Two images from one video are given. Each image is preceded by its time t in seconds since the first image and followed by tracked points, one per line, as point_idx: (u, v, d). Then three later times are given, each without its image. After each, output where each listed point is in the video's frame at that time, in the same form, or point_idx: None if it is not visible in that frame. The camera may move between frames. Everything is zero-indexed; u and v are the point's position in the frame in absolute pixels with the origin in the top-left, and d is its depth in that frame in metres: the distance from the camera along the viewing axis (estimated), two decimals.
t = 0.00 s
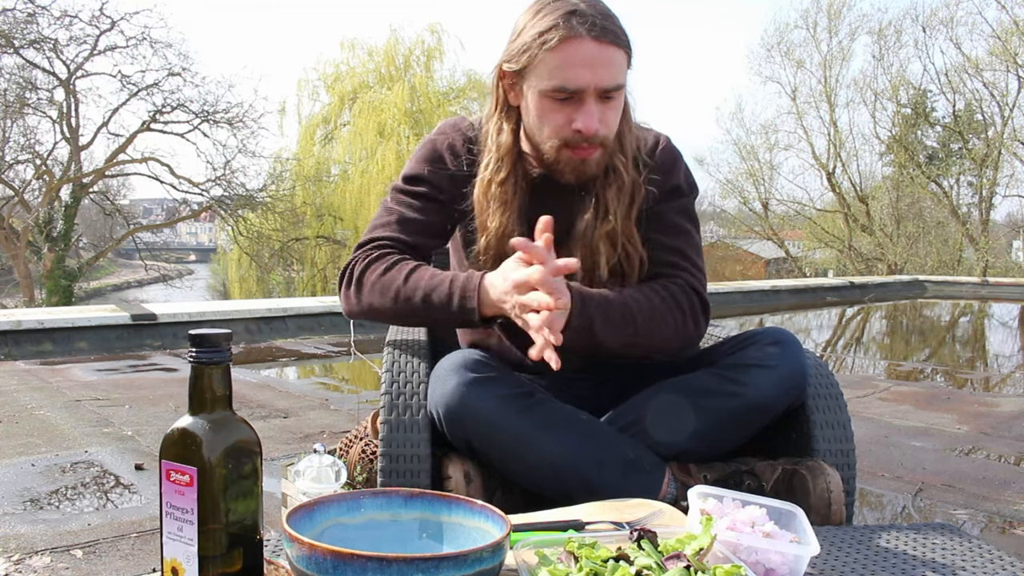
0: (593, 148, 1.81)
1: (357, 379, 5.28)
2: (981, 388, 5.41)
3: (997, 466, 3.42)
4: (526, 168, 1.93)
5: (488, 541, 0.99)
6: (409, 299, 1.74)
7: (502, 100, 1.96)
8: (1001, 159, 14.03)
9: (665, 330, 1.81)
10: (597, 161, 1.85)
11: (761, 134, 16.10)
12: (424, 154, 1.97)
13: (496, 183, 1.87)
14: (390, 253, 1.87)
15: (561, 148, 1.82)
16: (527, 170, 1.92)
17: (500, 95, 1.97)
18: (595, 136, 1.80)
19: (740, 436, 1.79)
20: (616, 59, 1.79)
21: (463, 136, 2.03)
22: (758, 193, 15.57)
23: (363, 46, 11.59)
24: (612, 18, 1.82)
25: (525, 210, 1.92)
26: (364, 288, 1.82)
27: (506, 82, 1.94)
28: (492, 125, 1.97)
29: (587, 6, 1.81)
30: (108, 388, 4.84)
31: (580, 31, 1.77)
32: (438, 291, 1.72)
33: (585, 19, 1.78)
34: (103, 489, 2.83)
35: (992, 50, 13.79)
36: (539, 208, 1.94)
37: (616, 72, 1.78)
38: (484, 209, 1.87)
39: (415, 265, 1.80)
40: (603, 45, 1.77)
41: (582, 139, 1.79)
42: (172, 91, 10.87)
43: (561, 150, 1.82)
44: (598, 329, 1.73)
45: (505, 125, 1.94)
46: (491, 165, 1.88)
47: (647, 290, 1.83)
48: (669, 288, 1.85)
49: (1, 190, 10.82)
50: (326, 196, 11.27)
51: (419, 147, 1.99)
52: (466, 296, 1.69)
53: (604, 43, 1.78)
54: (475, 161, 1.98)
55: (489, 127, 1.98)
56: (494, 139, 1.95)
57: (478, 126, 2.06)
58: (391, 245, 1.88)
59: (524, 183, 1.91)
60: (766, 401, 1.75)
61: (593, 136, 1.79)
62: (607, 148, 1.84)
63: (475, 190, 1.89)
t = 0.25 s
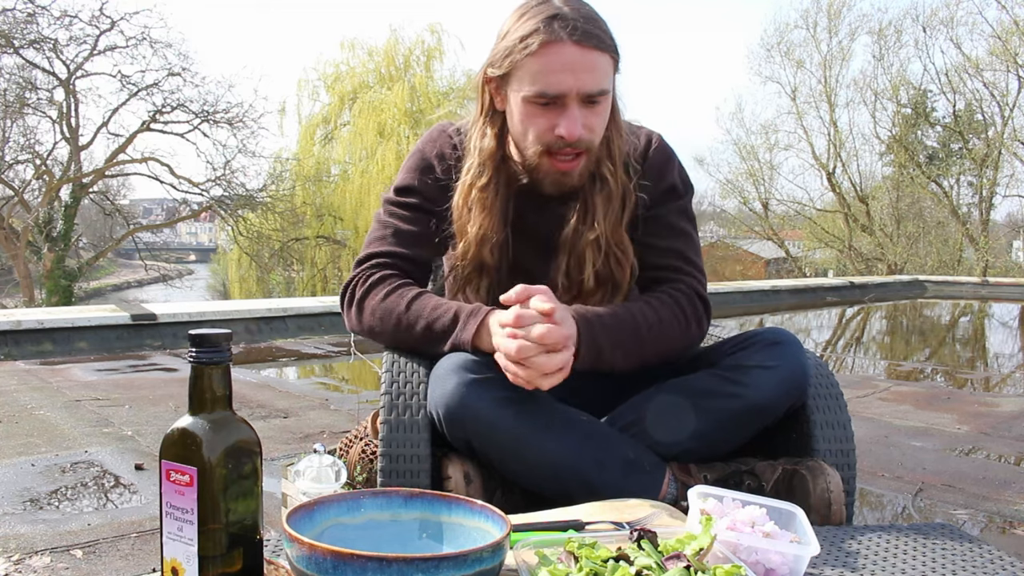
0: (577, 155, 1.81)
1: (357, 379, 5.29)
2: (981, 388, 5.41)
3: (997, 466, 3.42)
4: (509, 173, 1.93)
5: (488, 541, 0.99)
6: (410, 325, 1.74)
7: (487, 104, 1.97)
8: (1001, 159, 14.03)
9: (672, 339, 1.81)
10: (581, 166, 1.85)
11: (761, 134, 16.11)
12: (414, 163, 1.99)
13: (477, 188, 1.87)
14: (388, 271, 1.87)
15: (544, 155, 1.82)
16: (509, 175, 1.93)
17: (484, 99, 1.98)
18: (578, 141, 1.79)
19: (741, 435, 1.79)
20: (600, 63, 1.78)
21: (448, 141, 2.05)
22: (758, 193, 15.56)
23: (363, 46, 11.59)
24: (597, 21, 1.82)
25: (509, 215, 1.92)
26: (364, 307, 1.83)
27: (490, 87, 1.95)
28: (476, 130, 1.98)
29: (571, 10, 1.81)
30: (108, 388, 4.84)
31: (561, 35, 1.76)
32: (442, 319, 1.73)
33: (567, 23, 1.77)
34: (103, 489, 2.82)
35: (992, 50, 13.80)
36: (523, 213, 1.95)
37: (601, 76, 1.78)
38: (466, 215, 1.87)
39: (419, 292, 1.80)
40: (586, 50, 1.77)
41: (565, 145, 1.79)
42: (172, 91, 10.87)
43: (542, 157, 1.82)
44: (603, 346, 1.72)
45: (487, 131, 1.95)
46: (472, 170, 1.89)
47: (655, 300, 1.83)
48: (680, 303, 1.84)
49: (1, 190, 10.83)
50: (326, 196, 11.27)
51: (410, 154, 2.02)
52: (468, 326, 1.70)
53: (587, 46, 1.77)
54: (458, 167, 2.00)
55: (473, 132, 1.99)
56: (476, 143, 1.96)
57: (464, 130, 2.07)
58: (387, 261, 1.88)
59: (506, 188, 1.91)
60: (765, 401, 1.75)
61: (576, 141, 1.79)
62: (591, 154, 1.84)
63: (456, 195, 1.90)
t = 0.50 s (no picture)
0: (568, 154, 1.82)
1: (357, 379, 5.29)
2: (981, 388, 5.41)
3: (997, 466, 3.42)
4: (500, 174, 1.94)
5: (488, 541, 0.99)
6: (414, 324, 1.74)
7: (478, 105, 1.98)
8: (1001, 158, 14.04)
9: (672, 342, 1.80)
10: (573, 165, 1.85)
11: (761, 135, 16.12)
12: (411, 168, 2.01)
13: (469, 189, 1.89)
14: (392, 274, 1.87)
15: (536, 154, 1.82)
16: (500, 175, 1.94)
17: (475, 99, 1.99)
18: (569, 140, 1.80)
19: (741, 435, 1.79)
20: (590, 62, 1.78)
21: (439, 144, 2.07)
22: (758, 193, 15.53)
23: (363, 46, 11.59)
24: (586, 19, 1.82)
25: (501, 215, 1.93)
26: (369, 312, 1.83)
27: (481, 87, 1.96)
28: (467, 131, 1.99)
29: (560, 9, 1.81)
30: (108, 388, 4.84)
31: (552, 33, 1.76)
32: (446, 316, 1.72)
33: (558, 22, 1.77)
34: (103, 489, 2.82)
35: (992, 49, 13.79)
36: (515, 212, 1.96)
37: (591, 75, 1.78)
38: (457, 217, 1.88)
39: (423, 293, 1.79)
40: (576, 48, 1.77)
41: (556, 144, 1.79)
42: (172, 91, 10.88)
43: (533, 156, 1.83)
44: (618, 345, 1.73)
45: (478, 133, 1.96)
46: (463, 172, 1.91)
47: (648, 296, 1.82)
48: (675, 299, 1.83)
49: (1, 189, 10.83)
50: (326, 196, 11.26)
51: (404, 158, 2.04)
52: (473, 322, 1.69)
53: (578, 45, 1.77)
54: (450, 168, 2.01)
55: (463, 132, 2.00)
56: (467, 144, 1.97)
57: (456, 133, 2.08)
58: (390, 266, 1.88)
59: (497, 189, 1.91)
60: (765, 401, 1.74)
61: (567, 139, 1.79)
62: (583, 152, 1.84)
63: (449, 196, 1.92)
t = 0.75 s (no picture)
0: (569, 156, 1.82)
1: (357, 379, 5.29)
2: (981, 388, 5.42)
3: (997, 466, 3.43)
4: (494, 175, 1.94)
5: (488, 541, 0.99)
6: (417, 325, 1.74)
7: (474, 107, 1.98)
8: (1001, 159, 14.05)
9: (711, 316, 1.82)
10: (572, 168, 1.85)
11: (761, 134, 16.12)
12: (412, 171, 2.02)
13: (458, 190, 1.89)
14: (394, 277, 1.87)
15: (536, 155, 1.82)
16: (494, 177, 1.94)
17: (470, 101, 1.99)
18: (569, 143, 1.80)
19: (742, 435, 1.79)
20: (593, 65, 1.79)
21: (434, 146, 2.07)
22: (758, 193, 15.50)
23: (363, 46, 11.59)
24: (588, 24, 1.83)
25: (494, 216, 1.92)
26: (370, 313, 1.83)
27: (478, 89, 1.96)
28: (461, 132, 1.99)
29: (563, 12, 1.81)
30: (108, 388, 4.84)
31: (555, 36, 1.77)
32: (450, 319, 1.73)
33: (561, 24, 1.78)
34: (103, 489, 2.83)
35: (992, 50, 13.80)
36: (508, 213, 1.95)
37: (594, 78, 1.78)
38: (449, 217, 1.88)
39: (426, 296, 1.80)
40: (579, 52, 1.77)
41: (556, 146, 1.79)
42: (172, 91, 10.89)
43: (535, 158, 1.83)
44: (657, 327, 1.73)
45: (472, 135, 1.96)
46: (455, 173, 1.90)
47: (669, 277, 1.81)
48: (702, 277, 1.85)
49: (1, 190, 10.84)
50: (326, 196, 11.26)
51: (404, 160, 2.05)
52: (477, 325, 1.70)
53: (582, 49, 1.78)
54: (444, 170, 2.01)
55: (458, 134, 2.00)
56: (461, 147, 1.96)
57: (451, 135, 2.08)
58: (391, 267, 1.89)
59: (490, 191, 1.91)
60: (766, 400, 1.75)
61: (567, 141, 1.79)
62: (582, 155, 1.84)
63: (438, 197, 1.91)
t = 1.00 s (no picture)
0: (577, 160, 1.81)
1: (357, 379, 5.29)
2: (981, 388, 5.41)
3: (997, 466, 3.42)
4: (500, 180, 1.94)
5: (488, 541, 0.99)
6: (416, 327, 1.73)
7: (478, 112, 1.99)
8: (1001, 159, 14.05)
9: (790, 297, 1.79)
10: (580, 172, 1.84)
11: (761, 134, 16.12)
12: (415, 174, 2.01)
13: (467, 197, 1.88)
14: (394, 278, 1.86)
15: (544, 160, 1.82)
16: (499, 182, 1.94)
17: (475, 106, 1.99)
18: (577, 147, 1.79)
19: (742, 435, 1.78)
20: (599, 68, 1.79)
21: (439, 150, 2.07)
22: (758, 193, 15.46)
23: (363, 46, 11.58)
24: (594, 27, 1.83)
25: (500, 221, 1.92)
26: (369, 315, 1.82)
27: (484, 93, 1.97)
28: (466, 137, 1.99)
29: (568, 17, 1.82)
30: (108, 388, 4.84)
31: (561, 40, 1.78)
32: (449, 321, 1.71)
33: (567, 28, 1.79)
34: (102, 489, 2.82)
35: (992, 49, 13.79)
36: (515, 217, 1.94)
37: (600, 82, 1.79)
38: (456, 222, 1.87)
39: (425, 298, 1.79)
40: (585, 55, 1.78)
41: (564, 151, 1.79)
42: (172, 91, 10.89)
43: (542, 163, 1.82)
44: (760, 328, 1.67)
45: (478, 140, 1.96)
46: (461, 179, 1.90)
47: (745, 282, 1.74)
48: (766, 260, 1.83)
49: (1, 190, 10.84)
50: (326, 196, 11.25)
51: (407, 163, 2.05)
52: (476, 326, 1.68)
53: (587, 53, 1.78)
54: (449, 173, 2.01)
55: (463, 139, 2.00)
56: (466, 152, 1.96)
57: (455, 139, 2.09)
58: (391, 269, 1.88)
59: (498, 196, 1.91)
60: (767, 400, 1.74)
61: (576, 146, 1.79)
62: (589, 159, 1.83)
63: (447, 204, 1.90)
